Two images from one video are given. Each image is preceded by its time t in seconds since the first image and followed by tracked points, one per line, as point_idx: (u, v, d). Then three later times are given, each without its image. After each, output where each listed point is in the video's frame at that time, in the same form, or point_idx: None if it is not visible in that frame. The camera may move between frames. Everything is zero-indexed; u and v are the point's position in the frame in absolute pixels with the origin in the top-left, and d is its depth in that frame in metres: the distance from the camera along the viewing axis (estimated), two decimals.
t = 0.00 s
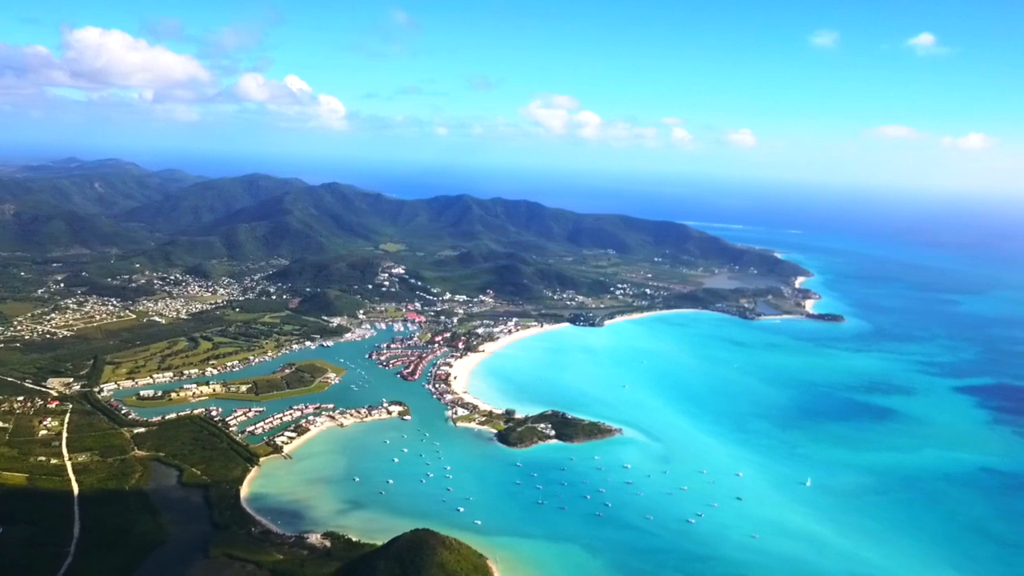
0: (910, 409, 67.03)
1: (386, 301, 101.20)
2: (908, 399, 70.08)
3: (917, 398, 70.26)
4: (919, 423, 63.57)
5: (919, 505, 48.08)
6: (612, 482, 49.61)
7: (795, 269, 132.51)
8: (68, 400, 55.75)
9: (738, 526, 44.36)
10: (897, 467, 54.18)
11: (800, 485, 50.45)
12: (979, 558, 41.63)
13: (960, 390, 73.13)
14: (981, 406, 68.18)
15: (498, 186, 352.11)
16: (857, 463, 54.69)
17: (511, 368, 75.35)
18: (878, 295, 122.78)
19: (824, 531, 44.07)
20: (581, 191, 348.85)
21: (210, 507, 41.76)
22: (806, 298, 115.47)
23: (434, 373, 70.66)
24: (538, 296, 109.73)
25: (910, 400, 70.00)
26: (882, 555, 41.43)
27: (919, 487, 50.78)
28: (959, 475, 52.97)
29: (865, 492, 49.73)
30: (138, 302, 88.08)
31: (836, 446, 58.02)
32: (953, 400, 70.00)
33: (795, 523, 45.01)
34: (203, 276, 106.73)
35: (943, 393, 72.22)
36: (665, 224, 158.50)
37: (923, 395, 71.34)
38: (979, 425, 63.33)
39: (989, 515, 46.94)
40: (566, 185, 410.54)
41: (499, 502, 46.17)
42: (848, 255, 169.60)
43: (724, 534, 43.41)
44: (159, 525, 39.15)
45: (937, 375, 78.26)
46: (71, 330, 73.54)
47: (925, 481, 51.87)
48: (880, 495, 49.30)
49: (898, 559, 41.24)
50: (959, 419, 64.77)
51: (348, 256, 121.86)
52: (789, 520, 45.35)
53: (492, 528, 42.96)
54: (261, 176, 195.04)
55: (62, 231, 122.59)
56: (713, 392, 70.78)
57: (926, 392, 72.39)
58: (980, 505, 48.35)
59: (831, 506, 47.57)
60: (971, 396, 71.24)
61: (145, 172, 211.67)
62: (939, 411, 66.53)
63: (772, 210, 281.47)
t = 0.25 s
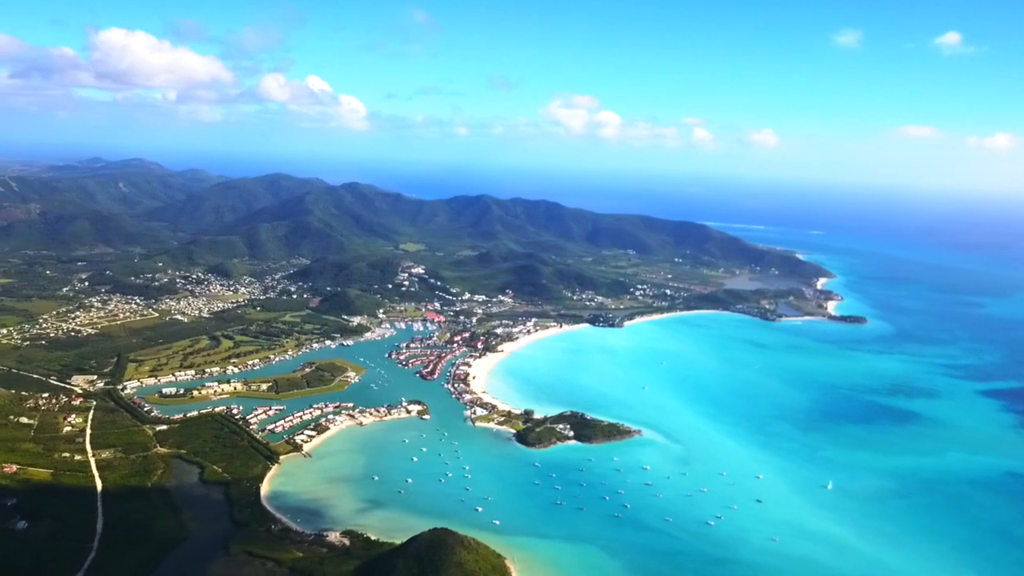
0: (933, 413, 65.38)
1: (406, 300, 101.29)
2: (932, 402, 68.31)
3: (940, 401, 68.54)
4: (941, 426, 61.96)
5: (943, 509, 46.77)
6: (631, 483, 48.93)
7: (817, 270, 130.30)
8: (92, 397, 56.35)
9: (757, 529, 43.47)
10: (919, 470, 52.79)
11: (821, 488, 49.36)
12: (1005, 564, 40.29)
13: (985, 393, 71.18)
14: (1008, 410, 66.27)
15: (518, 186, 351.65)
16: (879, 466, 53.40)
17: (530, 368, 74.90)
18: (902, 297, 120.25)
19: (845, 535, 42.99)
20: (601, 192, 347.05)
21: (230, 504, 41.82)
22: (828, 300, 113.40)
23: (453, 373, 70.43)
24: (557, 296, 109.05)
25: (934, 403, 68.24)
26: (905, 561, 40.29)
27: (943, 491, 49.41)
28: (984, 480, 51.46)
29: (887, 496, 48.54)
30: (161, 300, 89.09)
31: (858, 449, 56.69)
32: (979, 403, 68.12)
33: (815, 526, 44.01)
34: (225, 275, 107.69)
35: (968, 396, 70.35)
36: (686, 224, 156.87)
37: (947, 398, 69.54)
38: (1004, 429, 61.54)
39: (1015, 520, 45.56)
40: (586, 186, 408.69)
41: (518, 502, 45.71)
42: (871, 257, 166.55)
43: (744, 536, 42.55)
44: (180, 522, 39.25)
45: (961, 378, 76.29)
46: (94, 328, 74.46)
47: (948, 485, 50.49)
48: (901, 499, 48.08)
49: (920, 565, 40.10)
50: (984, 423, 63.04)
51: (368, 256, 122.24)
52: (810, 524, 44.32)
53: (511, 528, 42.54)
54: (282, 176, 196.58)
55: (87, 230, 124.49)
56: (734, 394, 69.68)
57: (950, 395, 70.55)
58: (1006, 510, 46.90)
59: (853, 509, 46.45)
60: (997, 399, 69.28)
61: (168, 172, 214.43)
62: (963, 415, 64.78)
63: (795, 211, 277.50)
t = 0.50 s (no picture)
0: (955, 416, 63.82)
1: (424, 300, 101.30)
2: (955, 406, 66.61)
3: (963, 405, 66.89)
4: (964, 430, 60.45)
5: (966, 515, 45.54)
6: (649, 485, 48.24)
7: (839, 271, 128.09)
8: (115, 395, 56.92)
9: (776, 532, 42.61)
10: (941, 474, 51.51)
11: (841, 490, 48.29)
12: None
13: (1011, 396, 69.31)
14: None
15: (537, 186, 351.06)
16: (901, 470, 52.14)
17: (548, 368, 74.39)
18: (925, 299, 117.77)
19: (866, 540, 42.00)
20: (621, 192, 345.05)
21: (250, 502, 41.87)
22: (849, 301, 111.39)
23: (471, 373, 70.16)
24: (575, 296, 108.31)
25: (957, 406, 66.54)
26: (926, 567, 39.24)
27: (965, 496, 48.16)
28: (1008, 484, 50.06)
29: (908, 500, 47.38)
30: (182, 299, 89.99)
31: (879, 452, 55.37)
32: (1003, 407, 66.35)
33: (835, 530, 43.03)
34: (245, 274, 108.53)
35: (992, 399, 68.58)
36: (705, 225, 155.22)
37: (971, 401, 67.87)
38: None
39: None
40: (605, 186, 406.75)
41: (536, 502, 45.27)
42: (894, 258, 163.47)
43: (763, 539, 41.72)
44: (200, 519, 39.34)
45: (985, 381, 74.40)
46: (117, 326, 75.33)
47: (970, 490, 49.20)
48: (923, 503, 46.90)
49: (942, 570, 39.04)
50: (1009, 426, 61.36)
51: (386, 255, 122.45)
52: (830, 527, 43.37)
53: (528, 528, 42.12)
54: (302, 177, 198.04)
55: (111, 229, 126.24)
56: (754, 395, 68.56)
57: (974, 398, 68.81)
58: None
59: (874, 513, 45.37)
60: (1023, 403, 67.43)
61: (190, 172, 216.94)
62: (987, 418, 63.13)
63: (817, 212, 273.59)
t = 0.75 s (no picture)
0: (975, 419, 62.52)
1: (439, 300, 101.26)
2: (975, 409, 65.23)
3: (983, 408, 65.52)
4: (984, 433, 59.19)
5: (986, 519, 44.53)
6: (664, 486, 47.65)
7: (857, 272, 126.21)
8: (132, 393, 57.34)
9: (791, 535, 41.92)
10: (960, 478, 50.45)
11: (859, 494, 47.41)
12: None
13: None
14: None
15: (553, 187, 350.43)
16: (919, 473, 51.15)
17: (563, 369, 73.93)
18: (944, 300, 115.66)
19: (884, 544, 41.17)
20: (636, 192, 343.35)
21: (265, 500, 41.89)
22: (867, 302, 109.71)
23: (486, 373, 69.90)
24: (591, 297, 107.69)
25: (977, 409, 65.21)
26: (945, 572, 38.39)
27: (985, 500, 47.10)
28: None
29: (925, 504, 46.49)
30: (199, 298, 90.67)
31: (896, 456, 54.37)
32: None
33: (851, 533, 42.27)
34: (262, 274, 109.15)
35: (1013, 402, 67.12)
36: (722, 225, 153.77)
37: (991, 404, 66.46)
38: None
39: None
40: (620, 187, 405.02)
41: (551, 503, 44.88)
42: (913, 259, 160.94)
43: (780, 542, 41.02)
44: (216, 517, 39.36)
45: (1005, 384, 72.83)
46: (135, 325, 76.00)
47: (990, 494, 48.13)
48: (941, 508, 45.97)
49: None
50: None
51: (402, 255, 122.64)
52: (847, 530, 42.57)
53: (542, 529, 41.73)
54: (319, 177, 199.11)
55: (130, 229, 127.61)
56: (771, 397, 67.60)
57: (994, 401, 67.39)
58: None
59: (891, 517, 44.54)
60: None
61: (208, 172, 219.02)
62: (1008, 422, 61.75)
63: (835, 213, 270.28)
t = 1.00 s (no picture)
0: (992, 422, 61.36)
1: (452, 300, 101.19)
2: (992, 411, 64.06)
3: (1000, 410, 64.31)
4: (1001, 436, 58.08)
5: (1004, 523, 43.63)
6: (677, 487, 47.15)
7: (872, 273, 124.57)
8: (148, 391, 57.73)
9: (805, 537, 41.32)
10: (976, 481, 49.52)
11: (874, 496, 46.66)
12: None
13: None
14: None
15: (566, 186, 349.79)
16: (935, 476, 50.28)
17: (575, 369, 73.54)
18: (961, 302, 113.79)
19: (899, 547, 40.46)
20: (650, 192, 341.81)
21: (279, 499, 41.93)
22: (883, 303, 108.21)
23: (499, 373, 69.68)
24: (604, 297, 107.15)
25: (994, 411, 64.04)
26: None
27: (1003, 504, 46.18)
28: None
29: (941, 507, 45.67)
30: (214, 297, 91.25)
31: (911, 458, 53.48)
32: None
33: (865, 535, 41.60)
34: (276, 273, 109.69)
35: None
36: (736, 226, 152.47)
37: (1009, 406, 65.24)
38: None
39: None
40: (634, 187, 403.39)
41: (563, 504, 44.54)
42: (930, 260, 158.65)
43: (794, 544, 40.43)
44: (230, 515, 39.43)
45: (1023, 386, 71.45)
46: (151, 324, 76.58)
47: (1008, 497, 47.18)
48: (957, 511, 45.14)
49: None
50: None
51: (416, 255, 122.79)
52: (862, 533, 41.89)
53: (555, 529, 41.42)
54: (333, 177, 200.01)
55: (146, 229, 128.75)
56: (786, 399, 66.78)
57: (1012, 404, 66.13)
58: None
59: (906, 519, 43.80)
60: None
61: (224, 172, 220.81)
62: None
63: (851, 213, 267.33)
